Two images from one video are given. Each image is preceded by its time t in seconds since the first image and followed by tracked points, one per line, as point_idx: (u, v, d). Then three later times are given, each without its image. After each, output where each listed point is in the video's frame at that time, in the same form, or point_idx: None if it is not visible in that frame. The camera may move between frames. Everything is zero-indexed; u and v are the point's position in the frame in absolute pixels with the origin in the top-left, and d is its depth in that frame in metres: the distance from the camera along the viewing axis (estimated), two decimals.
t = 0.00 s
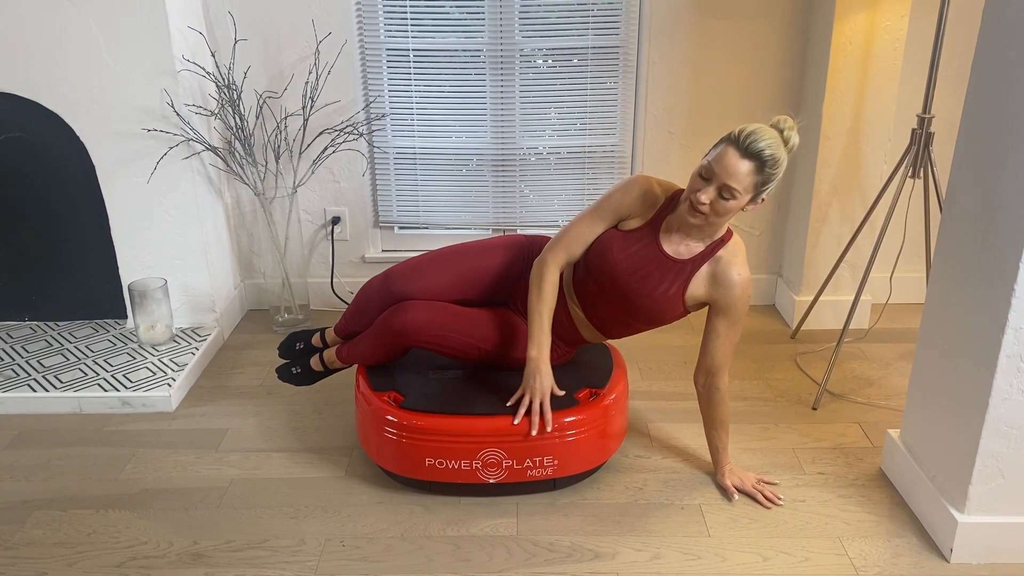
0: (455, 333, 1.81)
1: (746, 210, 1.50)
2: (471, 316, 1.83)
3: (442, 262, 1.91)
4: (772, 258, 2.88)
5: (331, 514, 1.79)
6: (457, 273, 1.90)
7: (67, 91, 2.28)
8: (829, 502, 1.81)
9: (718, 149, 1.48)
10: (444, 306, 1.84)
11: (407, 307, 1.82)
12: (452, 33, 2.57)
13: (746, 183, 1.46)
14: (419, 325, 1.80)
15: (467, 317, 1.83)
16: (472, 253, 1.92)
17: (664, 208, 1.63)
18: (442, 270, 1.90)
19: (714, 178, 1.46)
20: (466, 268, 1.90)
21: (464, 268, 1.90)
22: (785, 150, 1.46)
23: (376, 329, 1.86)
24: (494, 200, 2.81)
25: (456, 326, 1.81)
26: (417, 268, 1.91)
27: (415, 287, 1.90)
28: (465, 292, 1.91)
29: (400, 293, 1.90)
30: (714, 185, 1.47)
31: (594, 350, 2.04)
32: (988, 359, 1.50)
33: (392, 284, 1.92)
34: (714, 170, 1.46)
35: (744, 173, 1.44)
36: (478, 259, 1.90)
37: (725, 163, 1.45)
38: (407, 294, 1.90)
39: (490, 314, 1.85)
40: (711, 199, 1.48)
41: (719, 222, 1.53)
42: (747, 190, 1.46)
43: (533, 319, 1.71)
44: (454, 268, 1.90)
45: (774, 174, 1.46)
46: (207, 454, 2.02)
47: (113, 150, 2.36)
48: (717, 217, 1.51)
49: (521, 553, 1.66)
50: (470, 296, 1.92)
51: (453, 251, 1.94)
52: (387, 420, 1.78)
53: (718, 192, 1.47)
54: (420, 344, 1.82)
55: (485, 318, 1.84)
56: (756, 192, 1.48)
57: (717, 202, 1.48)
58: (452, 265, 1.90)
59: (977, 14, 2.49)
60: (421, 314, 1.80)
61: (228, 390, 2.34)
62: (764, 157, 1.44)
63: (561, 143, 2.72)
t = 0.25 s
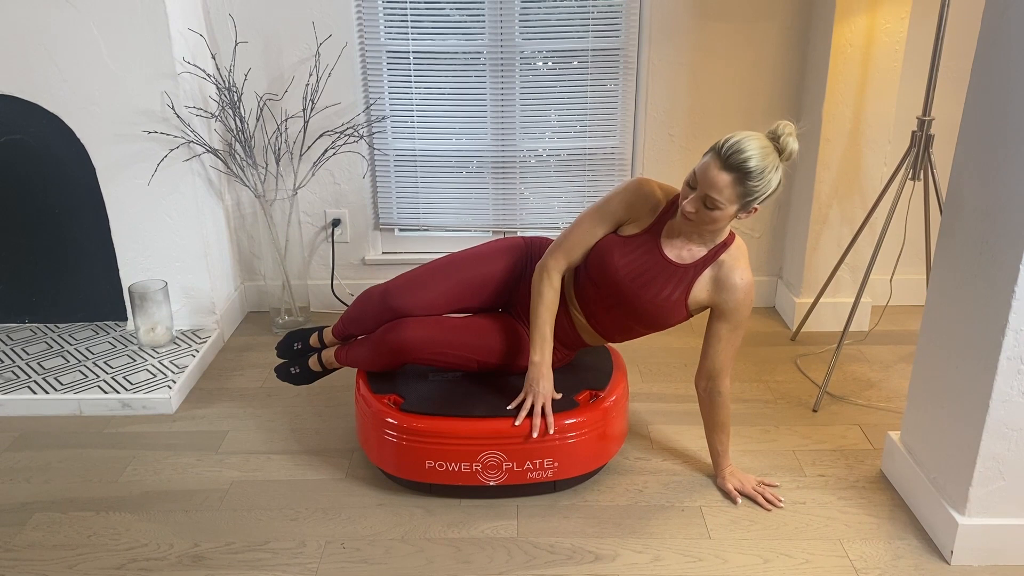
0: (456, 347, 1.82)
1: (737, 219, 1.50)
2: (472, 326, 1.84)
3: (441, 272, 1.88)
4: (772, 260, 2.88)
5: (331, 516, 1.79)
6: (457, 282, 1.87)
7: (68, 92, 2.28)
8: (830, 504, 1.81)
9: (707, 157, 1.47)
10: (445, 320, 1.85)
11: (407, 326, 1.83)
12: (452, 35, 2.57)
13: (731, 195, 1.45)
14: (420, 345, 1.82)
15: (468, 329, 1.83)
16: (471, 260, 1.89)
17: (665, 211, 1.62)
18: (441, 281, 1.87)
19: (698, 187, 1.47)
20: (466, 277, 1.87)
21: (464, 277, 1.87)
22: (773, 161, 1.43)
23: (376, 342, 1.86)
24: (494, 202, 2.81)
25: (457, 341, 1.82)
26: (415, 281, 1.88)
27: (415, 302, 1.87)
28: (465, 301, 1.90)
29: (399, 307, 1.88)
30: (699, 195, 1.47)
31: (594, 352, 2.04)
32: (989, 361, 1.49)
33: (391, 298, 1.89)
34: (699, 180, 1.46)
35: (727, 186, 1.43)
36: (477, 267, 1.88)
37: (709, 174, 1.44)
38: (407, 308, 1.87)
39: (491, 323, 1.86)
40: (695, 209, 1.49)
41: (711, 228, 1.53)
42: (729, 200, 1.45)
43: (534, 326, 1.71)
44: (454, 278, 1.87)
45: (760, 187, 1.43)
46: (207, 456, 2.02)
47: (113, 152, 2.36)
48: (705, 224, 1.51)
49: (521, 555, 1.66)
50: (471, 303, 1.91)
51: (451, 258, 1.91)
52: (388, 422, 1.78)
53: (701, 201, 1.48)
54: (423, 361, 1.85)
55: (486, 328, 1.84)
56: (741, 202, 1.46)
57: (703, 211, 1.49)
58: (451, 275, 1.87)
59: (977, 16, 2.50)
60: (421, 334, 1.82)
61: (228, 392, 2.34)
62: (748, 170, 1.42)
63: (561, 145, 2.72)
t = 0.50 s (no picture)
0: (459, 360, 1.81)
1: (741, 224, 1.50)
2: (474, 336, 1.82)
3: (440, 285, 1.82)
4: (773, 262, 2.88)
5: (332, 517, 1.79)
6: (458, 294, 1.82)
7: (69, 94, 2.28)
8: (831, 506, 1.81)
9: (712, 162, 1.46)
10: (446, 333, 1.83)
11: (407, 343, 1.82)
12: (453, 37, 2.57)
13: (735, 201, 1.44)
14: (423, 362, 1.81)
15: (471, 341, 1.81)
16: (469, 270, 1.84)
17: (670, 214, 1.62)
18: (441, 297, 1.81)
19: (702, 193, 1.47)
20: (466, 287, 1.83)
21: (465, 288, 1.83)
22: (778, 166, 1.42)
23: (377, 354, 1.85)
24: (495, 203, 2.81)
25: (461, 354, 1.80)
26: (413, 295, 1.82)
27: (415, 318, 1.81)
28: (466, 311, 1.85)
29: (398, 323, 1.82)
30: (702, 201, 1.47)
31: (595, 354, 2.04)
32: (991, 363, 1.49)
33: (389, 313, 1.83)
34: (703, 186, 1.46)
35: (731, 192, 1.43)
36: (477, 276, 1.83)
37: (713, 180, 1.44)
38: (407, 325, 1.81)
39: (493, 332, 1.84)
40: (699, 215, 1.48)
41: (715, 232, 1.53)
42: (733, 206, 1.45)
43: (534, 329, 1.71)
44: (454, 290, 1.82)
45: (765, 192, 1.43)
46: (208, 457, 2.02)
47: (114, 153, 2.36)
48: (710, 230, 1.51)
49: (523, 556, 1.66)
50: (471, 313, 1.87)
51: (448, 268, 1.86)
52: (388, 424, 1.78)
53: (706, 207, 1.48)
54: (426, 377, 1.85)
55: (489, 338, 1.82)
56: (745, 208, 1.46)
57: (706, 217, 1.49)
58: (451, 286, 1.82)
59: (979, 18, 2.50)
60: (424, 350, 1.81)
61: (229, 394, 2.34)
62: (753, 176, 1.41)
63: (561, 147, 2.72)
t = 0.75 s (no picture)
0: (461, 372, 1.79)
1: (763, 219, 1.48)
2: (476, 347, 1.80)
3: (442, 302, 1.78)
4: (773, 263, 2.88)
5: (333, 518, 1.79)
6: (458, 305, 1.79)
7: (70, 94, 2.28)
8: (832, 507, 1.81)
9: (731, 157, 1.46)
10: (447, 345, 1.80)
11: (408, 358, 1.80)
12: (454, 38, 2.57)
13: (763, 191, 1.43)
14: (425, 376, 1.79)
15: (473, 352, 1.79)
16: (468, 280, 1.80)
17: (674, 218, 1.60)
18: (443, 314, 1.78)
19: (729, 189, 1.44)
20: (466, 299, 1.79)
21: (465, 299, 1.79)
22: (798, 154, 1.43)
23: (377, 364, 1.84)
24: (495, 204, 2.81)
25: (463, 366, 1.79)
26: (413, 310, 1.78)
27: (416, 334, 1.77)
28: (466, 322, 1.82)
29: (398, 338, 1.77)
30: (728, 196, 1.44)
31: (596, 355, 2.04)
32: (992, 363, 1.49)
33: (389, 327, 1.79)
34: (729, 179, 1.44)
35: (761, 181, 1.42)
36: (477, 286, 1.80)
37: (740, 172, 1.42)
38: (408, 341, 1.77)
39: (494, 341, 1.82)
40: (726, 211, 1.45)
41: (734, 232, 1.51)
42: (762, 199, 1.44)
43: (534, 332, 1.71)
44: (455, 302, 1.78)
45: (791, 181, 1.43)
46: (208, 458, 2.02)
47: (114, 153, 2.36)
48: (734, 229, 1.48)
49: (523, 557, 1.66)
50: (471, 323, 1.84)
51: (446, 279, 1.82)
52: (389, 425, 1.78)
53: (733, 203, 1.45)
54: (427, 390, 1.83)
55: (491, 348, 1.81)
56: (770, 202, 1.46)
57: (733, 212, 1.45)
58: (450, 298, 1.78)
59: (979, 19, 2.50)
60: (426, 364, 1.79)
61: (230, 394, 2.34)
62: (779, 164, 1.41)
63: (562, 148, 2.72)
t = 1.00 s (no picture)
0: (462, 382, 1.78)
1: (780, 218, 1.48)
2: (475, 358, 1.79)
3: (443, 319, 1.75)
4: (773, 264, 2.89)
5: (333, 518, 1.79)
6: (459, 317, 1.76)
7: (71, 94, 2.28)
8: (832, 507, 1.81)
9: (751, 153, 1.47)
10: (448, 357, 1.78)
11: (408, 369, 1.77)
12: (454, 39, 2.58)
13: (787, 184, 1.45)
14: (424, 388, 1.78)
15: (473, 363, 1.78)
16: (468, 291, 1.77)
17: (678, 226, 1.59)
18: (444, 331, 1.75)
19: (758, 180, 1.44)
20: (466, 310, 1.76)
21: (465, 312, 1.76)
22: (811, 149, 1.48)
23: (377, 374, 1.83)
24: (495, 205, 2.82)
25: (463, 376, 1.78)
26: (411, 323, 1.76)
27: (415, 347, 1.73)
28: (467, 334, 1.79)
29: (397, 352, 1.74)
30: (758, 187, 1.44)
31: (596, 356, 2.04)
32: (991, 364, 1.50)
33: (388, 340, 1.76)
34: (757, 170, 1.44)
35: (787, 173, 1.45)
36: (478, 297, 1.77)
37: (768, 163, 1.44)
38: (406, 354, 1.74)
39: (494, 350, 1.80)
40: (756, 202, 1.44)
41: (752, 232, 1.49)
42: (786, 191, 1.46)
43: (534, 333, 1.71)
44: (454, 315, 1.76)
45: (807, 177, 1.48)
46: (209, 459, 2.02)
47: (115, 154, 2.36)
48: (757, 225, 1.46)
49: (523, 558, 1.66)
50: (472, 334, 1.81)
51: (446, 291, 1.79)
52: (389, 426, 1.78)
53: (762, 194, 1.45)
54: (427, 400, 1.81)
55: (491, 358, 1.79)
56: (789, 197, 1.48)
57: (760, 205, 1.45)
58: (450, 311, 1.76)
59: (979, 21, 2.50)
60: (425, 376, 1.77)
61: (230, 395, 2.34)
62: (799, 159, 1.46)
63: (562, 149, 2.73)
